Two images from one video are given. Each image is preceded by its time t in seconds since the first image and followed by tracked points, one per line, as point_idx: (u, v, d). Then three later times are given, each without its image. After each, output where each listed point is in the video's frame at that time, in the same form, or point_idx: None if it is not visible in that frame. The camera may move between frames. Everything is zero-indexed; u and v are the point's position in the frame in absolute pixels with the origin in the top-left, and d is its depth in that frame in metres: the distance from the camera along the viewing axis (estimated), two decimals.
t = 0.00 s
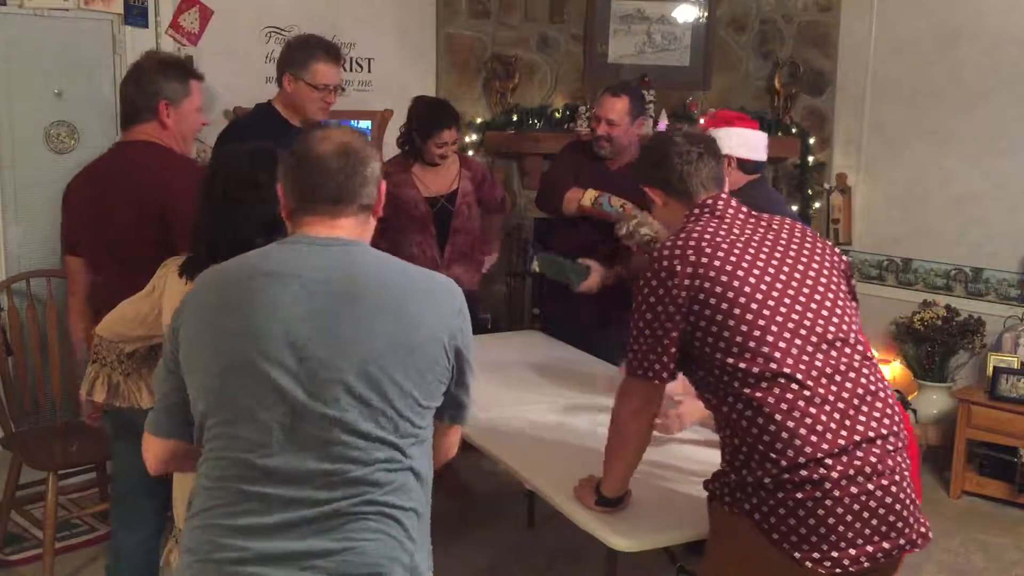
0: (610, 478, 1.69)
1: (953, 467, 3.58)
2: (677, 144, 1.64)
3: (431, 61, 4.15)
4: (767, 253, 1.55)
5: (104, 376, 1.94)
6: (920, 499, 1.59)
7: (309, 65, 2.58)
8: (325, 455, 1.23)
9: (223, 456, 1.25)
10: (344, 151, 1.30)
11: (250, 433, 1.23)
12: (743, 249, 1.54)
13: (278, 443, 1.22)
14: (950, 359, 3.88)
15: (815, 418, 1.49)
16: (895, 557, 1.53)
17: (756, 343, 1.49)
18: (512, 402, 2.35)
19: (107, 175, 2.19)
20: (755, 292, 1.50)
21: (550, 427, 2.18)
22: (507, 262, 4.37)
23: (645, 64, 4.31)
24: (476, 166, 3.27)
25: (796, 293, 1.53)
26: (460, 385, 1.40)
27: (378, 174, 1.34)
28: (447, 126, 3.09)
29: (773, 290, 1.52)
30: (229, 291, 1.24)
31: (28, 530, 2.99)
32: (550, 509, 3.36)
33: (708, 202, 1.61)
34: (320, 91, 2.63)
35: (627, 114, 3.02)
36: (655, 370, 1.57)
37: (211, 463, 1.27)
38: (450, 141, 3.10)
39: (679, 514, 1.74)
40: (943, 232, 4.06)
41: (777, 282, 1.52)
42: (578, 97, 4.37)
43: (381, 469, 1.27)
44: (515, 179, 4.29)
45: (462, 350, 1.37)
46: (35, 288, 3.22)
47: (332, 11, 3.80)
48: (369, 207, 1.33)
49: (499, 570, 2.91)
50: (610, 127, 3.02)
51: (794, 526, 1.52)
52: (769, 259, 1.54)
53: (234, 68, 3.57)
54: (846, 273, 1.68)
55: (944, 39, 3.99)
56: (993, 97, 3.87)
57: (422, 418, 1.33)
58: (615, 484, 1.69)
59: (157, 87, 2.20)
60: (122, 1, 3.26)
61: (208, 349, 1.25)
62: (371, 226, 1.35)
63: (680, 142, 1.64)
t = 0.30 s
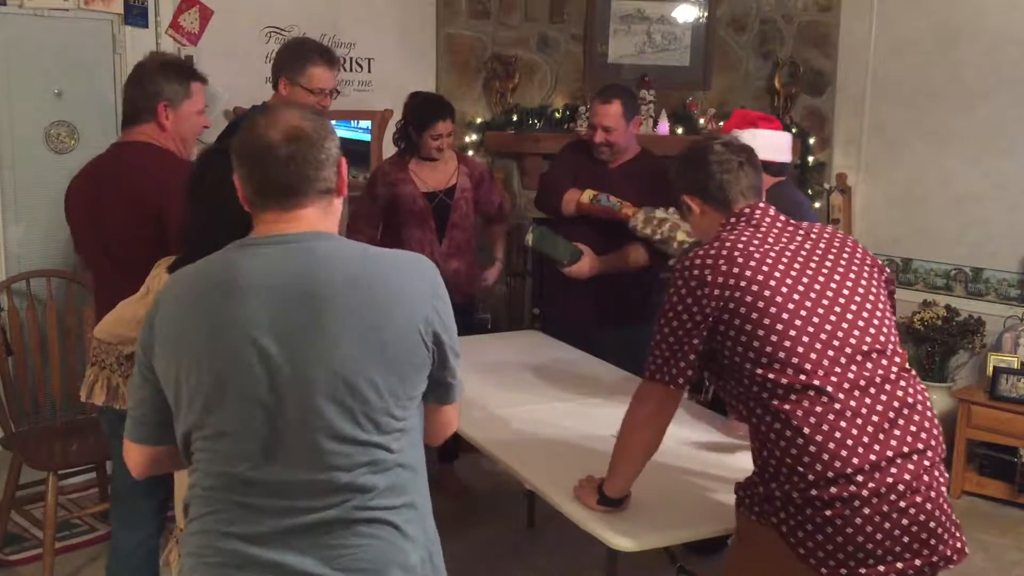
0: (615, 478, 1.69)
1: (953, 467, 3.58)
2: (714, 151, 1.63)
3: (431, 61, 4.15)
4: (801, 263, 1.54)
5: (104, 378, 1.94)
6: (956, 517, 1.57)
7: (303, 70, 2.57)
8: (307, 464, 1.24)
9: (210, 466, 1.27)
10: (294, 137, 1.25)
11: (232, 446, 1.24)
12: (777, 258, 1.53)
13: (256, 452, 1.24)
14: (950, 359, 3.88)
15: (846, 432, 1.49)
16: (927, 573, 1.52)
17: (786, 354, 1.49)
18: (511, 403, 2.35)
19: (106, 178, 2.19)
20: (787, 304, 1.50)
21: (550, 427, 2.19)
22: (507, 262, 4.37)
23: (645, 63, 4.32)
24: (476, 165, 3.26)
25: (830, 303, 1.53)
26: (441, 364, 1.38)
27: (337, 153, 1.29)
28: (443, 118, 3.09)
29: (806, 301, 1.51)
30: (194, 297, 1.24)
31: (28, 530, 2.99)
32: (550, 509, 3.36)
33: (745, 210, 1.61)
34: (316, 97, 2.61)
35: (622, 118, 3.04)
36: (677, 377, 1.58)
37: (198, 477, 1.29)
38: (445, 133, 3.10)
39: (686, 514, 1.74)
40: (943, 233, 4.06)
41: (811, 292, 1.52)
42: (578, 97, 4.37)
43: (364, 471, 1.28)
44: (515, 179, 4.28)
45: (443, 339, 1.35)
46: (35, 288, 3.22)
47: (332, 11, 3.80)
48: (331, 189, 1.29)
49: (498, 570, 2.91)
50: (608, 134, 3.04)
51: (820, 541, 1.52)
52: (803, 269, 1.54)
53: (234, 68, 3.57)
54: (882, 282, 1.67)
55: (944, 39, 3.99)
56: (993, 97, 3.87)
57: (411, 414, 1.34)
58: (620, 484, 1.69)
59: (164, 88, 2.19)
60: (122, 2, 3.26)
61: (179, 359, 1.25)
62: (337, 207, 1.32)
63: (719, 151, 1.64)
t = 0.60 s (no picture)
0: (615, 478, 1.69)
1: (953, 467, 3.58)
2: (721, 153, 1.63)
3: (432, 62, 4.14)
4: (808, 262, 1.55)
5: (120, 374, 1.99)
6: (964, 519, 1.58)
7: (301, 61, 2.57)
8: (308, 463, 1.24)
9: (211, 468, 1.27)
10: (272, 133, 1.25)
11: (234, 447, 1.24)
12: (783, 258, 1.53)
13: (256, 452, 1.24)
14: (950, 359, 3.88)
15: (855, 431, 1.48)
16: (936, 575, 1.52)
17: (793, 354, 1.49)
18: (511, 402, 2.36)
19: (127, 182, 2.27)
20: (794, 303, 1.50)
21: (552, 426, 2.19)
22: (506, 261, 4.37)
23: (645, 63, 4.34)
24: (463, 163, 3.27)
25: (837, 303, 1.53)
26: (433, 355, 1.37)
27: (323, 149, 1.29)
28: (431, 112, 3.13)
29: (812, 301, 1.51)
30: (187, 299, 1.24)
31: (29, 530, 2.99)
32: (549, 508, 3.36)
33: (751, 211, 1.61)
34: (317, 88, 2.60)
35: (620, 118, 3.04)
36: (683, 376, 1.57)
37: (200, 479, 1.29)
38: (432, 127, 3.13)
39: (688, 514, 1.74)
40: (943, 233, 4.06)
41: (817, 292, 1.52)
42: (578, 97, 4.37)
43: (362, 471, 1.27)
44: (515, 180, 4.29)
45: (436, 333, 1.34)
46: (34, 288, 3.22)
47: (332, 11, 3.80)
48: (314, 185, 1.28)
49: (498, 570, 2.91)
50: (605, 131, 3.04)
51: (831, 543, 1.52)
52: (810, 269, 1.54)
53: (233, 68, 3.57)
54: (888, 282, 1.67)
55: (945, 39, 3.98)
56: (993, 96, 3.87)
57: (410, 412, 1.34)
58: (621, 484, 1.69)
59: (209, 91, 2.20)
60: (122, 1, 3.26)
61: (175, 361, 1.25)
62: (324, 204, 1.31)
63: (726, 153, 1.63)
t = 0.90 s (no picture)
0: (616, 478, 1.69)
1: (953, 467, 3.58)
2: (716, 152, 1.64)
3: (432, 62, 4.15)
4: (807, 261, 1.55)
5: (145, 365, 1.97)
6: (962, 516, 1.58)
7: (315, 62, 2.52)
8: (322, 461, 1.24)
9: (229, 463, 1.27)
10: (287, 141, 1.27)
11: (249, 441, 1.24)
12: (783, 258, 1.53)
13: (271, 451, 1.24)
14: (950, 359, 3.88)
15: (855, 430, 1.49)
16: (935, 572, 1.53)
17: (794, 353, 1.49)
18: (512, 403, 2.35)
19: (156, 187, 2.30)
20: (794, 303, 1.50)
21: (554, 426, 2.19)
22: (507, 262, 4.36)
23: (645, 63, 4.32)
24: (450, 162, 3.27)
25: (836, 302, 1.53)
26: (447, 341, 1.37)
27: (344, 157, 1.30)
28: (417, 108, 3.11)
29: (812, 300, 1.51)
30: (203, 298, 1.24)
31: (28, 530, 2.99)
32: (549, 508, 3.36)
33: (748, 209, 1.60)
34: (333, 88, 2.56)
35: (625, 116, 3.04)
36: (682, 377, 1.58)
37: (219, 477, 1.29)
38: (420, 125, 3.11)
39: (689, 513, 1.74)
40: (944, 233, 4.05)
41: (817, 291, 1.52)
42: (578, 97, 4.37)
43: (379, 468, 1.27)
44: (516, 179, 4.30)
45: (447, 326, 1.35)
46: (35, 288, 3.22)
47: (332, 11, 3.80)
48: (328, 193, 1.28)
49: (499, 571, 2.91)
50: (607, 125, 3.05)
51: (832, 542, 1.52)
52: (809, 268, 1.54)
53: (234, 68, 3.57)
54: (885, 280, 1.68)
55: (945, 38, 3.98)
56: (994, 96, 3.87)
57: (425, 407, 1.33)
58: (622, 484, 1.69)
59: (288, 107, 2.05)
60: (122, 1, 3.26)
61: (193, 358, 1.26)
62: (340, 212, 1.31)
63: (721, 152, 1.64)
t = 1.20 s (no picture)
0: (616, 477, 1.69)
1: (953, 467, 3.58)
2: (704, 147, 1.63)
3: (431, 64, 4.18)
4: (794, 260, 1.54)
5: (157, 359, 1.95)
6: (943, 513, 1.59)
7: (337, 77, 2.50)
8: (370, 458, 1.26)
9: (280, 457, 1.29)
10: (356, 146, 1.29)
11: (302, 435, 1.26)
12: (770, 256, 1.53)
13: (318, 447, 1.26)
14: (950, 359, 3.88)
15: (837, 428, 1.49)
16: (913, 568, 1.53)
17: (779, 352, 1.49)
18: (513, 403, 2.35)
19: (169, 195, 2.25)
20: (779, 302, 1.50)
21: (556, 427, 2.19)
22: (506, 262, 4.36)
23: (645, 63, 4.32)
24: (445, 162, 3.28)
25: (822, 300, 1.53)
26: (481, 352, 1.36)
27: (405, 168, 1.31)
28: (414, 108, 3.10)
29: (797, 299, 1.51)
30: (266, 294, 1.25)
31: (28, 529, 3.00)
32: (548, 509, 3.36)
33: (736, 206, 1.60)
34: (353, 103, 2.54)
35: (627, 119, 3.04)
36: (671, 378, 1.58)
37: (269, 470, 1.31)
38: (417, 124, 3.11)
39: (688, 514, 1.74)
40: (944, 233, 4.05)
41: (803, 290, 1.52)
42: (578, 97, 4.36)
43: (428, 464, 1.29)
44: (515, 179, 4.31)
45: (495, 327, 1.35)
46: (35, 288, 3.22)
47: (331, 11, 3.80)
48: (392, 199, 1.30)
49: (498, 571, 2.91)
50: (613, 133, 3.04)
51: (812, 537, 1.52)
52: (795, 267, 1.53)
53: (234, 68, 3.57)
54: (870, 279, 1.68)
55: (945, 38, 3.98)
56: (994, 96, 3.87)
57: (474, 408, 1.35)
58: (622, 485, 1.69)
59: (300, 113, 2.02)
60: (122, 1, 3.26)
61: (253, 352, 1.27)
62: (401, 219, 1.32)
63: (709, 148, 1.63)
